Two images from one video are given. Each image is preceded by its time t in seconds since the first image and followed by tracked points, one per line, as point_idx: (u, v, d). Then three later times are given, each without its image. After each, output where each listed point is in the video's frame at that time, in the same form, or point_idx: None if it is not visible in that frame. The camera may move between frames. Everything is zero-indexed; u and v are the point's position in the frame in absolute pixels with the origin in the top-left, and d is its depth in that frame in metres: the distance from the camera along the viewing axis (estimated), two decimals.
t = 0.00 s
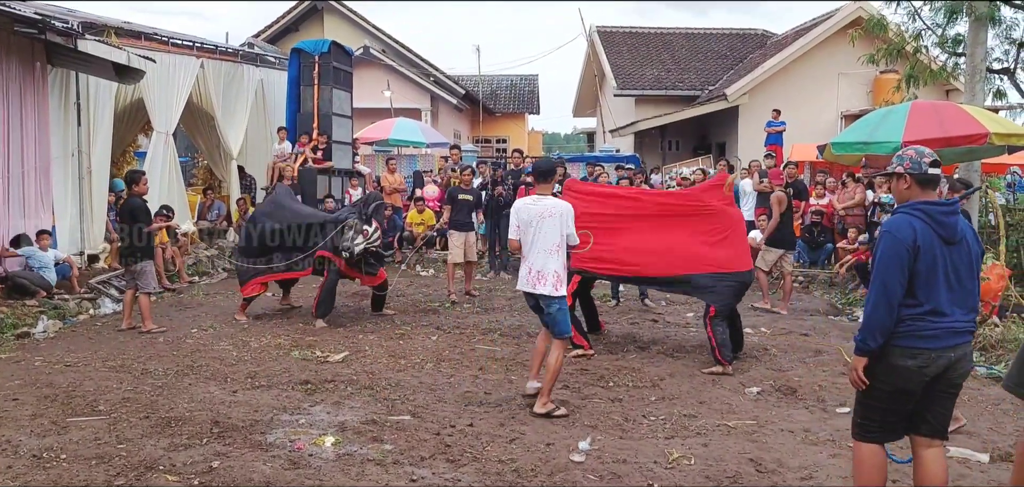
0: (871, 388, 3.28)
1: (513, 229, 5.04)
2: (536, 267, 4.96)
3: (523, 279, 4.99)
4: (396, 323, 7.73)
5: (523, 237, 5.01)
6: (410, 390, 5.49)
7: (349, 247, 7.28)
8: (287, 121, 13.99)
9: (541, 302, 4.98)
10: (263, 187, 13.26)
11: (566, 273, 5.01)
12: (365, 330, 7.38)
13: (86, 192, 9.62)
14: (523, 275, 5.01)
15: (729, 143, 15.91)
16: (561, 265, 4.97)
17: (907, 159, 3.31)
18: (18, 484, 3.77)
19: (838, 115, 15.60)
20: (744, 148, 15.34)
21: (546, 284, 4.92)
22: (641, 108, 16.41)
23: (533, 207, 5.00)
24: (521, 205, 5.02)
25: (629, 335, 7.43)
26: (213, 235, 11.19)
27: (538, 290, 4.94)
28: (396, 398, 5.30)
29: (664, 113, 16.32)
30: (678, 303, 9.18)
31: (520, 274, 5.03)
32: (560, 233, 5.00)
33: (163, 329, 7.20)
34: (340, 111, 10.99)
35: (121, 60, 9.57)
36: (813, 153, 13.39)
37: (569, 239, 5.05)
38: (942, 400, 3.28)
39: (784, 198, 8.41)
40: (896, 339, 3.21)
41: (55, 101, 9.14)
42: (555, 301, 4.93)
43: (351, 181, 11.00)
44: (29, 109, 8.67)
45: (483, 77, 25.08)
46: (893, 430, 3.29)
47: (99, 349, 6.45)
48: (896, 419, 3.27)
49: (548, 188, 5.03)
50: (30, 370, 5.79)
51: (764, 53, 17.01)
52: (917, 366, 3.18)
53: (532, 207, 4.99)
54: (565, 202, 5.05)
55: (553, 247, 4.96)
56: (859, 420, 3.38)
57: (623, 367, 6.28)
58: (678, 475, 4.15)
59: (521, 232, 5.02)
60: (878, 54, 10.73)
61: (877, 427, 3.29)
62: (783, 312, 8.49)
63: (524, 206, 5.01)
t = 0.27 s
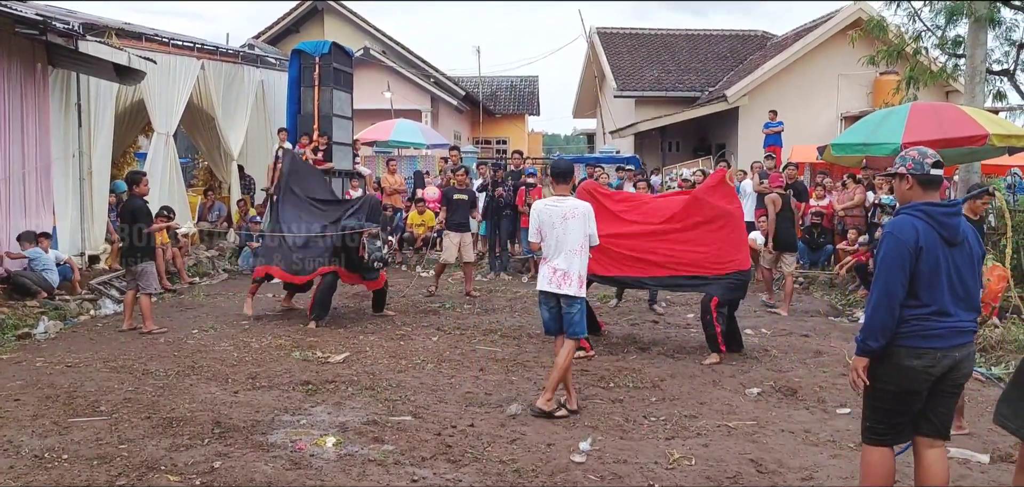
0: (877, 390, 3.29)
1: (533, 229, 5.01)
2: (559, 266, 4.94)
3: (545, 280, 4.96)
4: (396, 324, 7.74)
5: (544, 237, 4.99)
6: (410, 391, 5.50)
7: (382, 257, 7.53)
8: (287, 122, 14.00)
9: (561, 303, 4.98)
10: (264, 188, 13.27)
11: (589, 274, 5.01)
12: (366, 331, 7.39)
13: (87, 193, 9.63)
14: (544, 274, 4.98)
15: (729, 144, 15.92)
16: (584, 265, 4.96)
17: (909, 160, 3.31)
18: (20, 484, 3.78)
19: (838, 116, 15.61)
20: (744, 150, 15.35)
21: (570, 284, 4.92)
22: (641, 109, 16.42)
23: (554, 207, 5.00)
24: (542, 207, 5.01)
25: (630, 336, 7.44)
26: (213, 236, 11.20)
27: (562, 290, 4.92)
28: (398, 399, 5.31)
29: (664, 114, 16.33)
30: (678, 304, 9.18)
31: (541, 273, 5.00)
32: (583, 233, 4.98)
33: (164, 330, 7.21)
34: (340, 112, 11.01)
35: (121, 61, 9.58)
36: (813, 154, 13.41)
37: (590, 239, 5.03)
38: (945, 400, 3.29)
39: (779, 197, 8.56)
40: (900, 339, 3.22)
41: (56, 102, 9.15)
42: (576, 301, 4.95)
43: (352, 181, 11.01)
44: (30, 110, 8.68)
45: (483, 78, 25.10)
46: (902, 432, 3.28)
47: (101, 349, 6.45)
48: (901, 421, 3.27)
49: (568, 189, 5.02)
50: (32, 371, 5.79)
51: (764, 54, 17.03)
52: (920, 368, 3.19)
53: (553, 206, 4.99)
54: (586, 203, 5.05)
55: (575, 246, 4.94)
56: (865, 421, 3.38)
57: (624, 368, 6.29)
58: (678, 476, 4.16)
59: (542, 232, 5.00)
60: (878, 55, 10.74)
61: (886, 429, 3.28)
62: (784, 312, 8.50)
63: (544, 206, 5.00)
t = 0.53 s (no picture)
0: (879, 390, 3.30)
1: (548, 230, 4.99)
2: (578, 267, 4.99)
3: (566, 281, 4.98)
4: (397, 325, 7.75)
5: (561, 237, 5.00)
6: (411, 392, 5.50)
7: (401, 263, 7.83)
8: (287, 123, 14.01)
9: (582, 303, 5.02)
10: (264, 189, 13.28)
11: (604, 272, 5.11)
12: (366, 332, 7.40)
13: (87, 194, 9.64)
14: (563, 275, 5.00)
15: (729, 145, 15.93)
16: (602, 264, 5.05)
17: (910, 162, 3.32)
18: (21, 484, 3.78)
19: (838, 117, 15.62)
20: (744, 150, 15.36)
21: (592, 283, 4.99)
22: (641, 110, 16.43)
23: (569, 207, 5.02)
24: (557, 207, 5.01)
25: (630, 336, 7.45)
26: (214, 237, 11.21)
27: (585, 290, 4.98)
28: (398, 399, 5.32)
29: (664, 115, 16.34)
30: (679, 305, 9.19)
31: (559, 274, 5.01)
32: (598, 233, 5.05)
33: (165, 331, 7.21)
34: (341, 113, 11.02)
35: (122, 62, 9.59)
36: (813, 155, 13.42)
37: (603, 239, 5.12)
38: (946, 400, 3.30)
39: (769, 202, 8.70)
40: (903, 340, 3.22)
41: (57, 103, 9.16)
42: (599, 300, 5.02)
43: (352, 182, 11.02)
44: (31, 111, 8.69)
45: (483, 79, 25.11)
46: (904, 433, 3.29)
47: (101, 350, 6.46)
48: (902, 422, 3.28)
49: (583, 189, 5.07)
50: (33, 372, 5.80)
51: (765, 55, 17.04)
52: (922, 368, 3.20)
53: (569, 207, 5.01)
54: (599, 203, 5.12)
55: (593, 246, 5.00)
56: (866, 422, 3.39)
57: (624, 369, 6.30)
58: (679, 477, 4.16)
59: (558, 232, 5.00)
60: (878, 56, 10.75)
61: (887, 429, 3.29)
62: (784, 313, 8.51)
63: (559, 206, 5.01)
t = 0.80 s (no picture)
0: (880, 390, 3.29)
1: (573, 231, 4.94)
2: (603, 270, 4.97)
3: (590, 283, 4.95)
4: (398, 325, 7.75)
5: (586, 239, 4.96)
6: (412, 392, 5.50)
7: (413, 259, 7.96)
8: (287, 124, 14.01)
9: (607, 305, 5.00)
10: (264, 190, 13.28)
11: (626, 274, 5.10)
12: (367, 332, 7.40)
13: (87, 194, 9.64)
14: (588, 277, 4.96)
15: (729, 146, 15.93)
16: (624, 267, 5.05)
17: (910, 163, 3.32)
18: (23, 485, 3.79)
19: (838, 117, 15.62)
20: (743, 151, 15.37)
21: (616, 286, 4.98)
22: (641, 111, 16.44)
23: (594, 210, 5.00)
24: (581, 209, 4.98)
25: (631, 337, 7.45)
26: (214, 238, 11.21)
27: (610, 292, 4.96)
28: (399, 400, 5.32)
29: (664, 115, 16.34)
30: (679, 305, 9.18)
31: (583, 276, 4.97)
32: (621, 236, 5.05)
33: (165, 332, 7.21)
34: (340, 113, 11.02)
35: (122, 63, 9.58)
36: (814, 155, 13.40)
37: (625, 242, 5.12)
38: (947, 400, 3.30)
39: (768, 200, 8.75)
40: (903, 340, 3.23)
41: (57, 104, 9.15)
42: (622, 302, 5.01)
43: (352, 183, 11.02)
44: (31, 112, 8.68)
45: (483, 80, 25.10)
46: (904, 432, 3.29)
47: (102, 351, 6.46)
48: (902, 422, 3.28)
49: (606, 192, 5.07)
50: (34, 372, 5.80)
51: (765, 56, 17.05)
52: (923, 368, 3.20)
53: (595, 209, 5.00)
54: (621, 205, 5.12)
55: (617, 249, 5.01)
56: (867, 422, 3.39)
57: (625, 370, 6.30)
58: (680, 477, 4.16)
59: (583, 234, 4.96)
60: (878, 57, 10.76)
61: (888, 429, 3.29)
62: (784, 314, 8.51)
63: (585, 208, 4.99)
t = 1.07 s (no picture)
0: (880, 387, 3.30)
1: (614, 234, 4.93)
2: (642, 270, 5.03)
3: (630, 285, 4.99)
4: (398, 324, 7.76)
5: (626, 241, 5.00)
6: (413, 391, 5.51)
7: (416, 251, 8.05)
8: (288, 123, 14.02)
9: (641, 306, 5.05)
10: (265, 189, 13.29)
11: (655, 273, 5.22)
12: (368, 331, 7.40)
13: (88, 194, 9.64)
14: (629, 279, 5.00)
15: (729, 145, 15.94)
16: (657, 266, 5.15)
17: (908, 160, 3.33)
18: (25, 484, 3.79)
19: (838, 116, 15.62)
20: (744, 150, 15.36)
21: (653, 285, 5.07)
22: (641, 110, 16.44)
23: (629, 211, 5.04)
24: (618, 212, 4.99)
25: (631, 336, 7.45)
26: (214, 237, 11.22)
27: (650, 292, 5.04)
28: (400, 398, 5.33)
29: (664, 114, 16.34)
30: (679, 304, 9.19)
31: (624, 278, 5.00)
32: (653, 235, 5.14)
33: (166, 331, 7.22)
34: (340, 113, 11.01)
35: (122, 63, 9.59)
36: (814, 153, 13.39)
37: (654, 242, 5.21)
38: (948, 397, 3.29)
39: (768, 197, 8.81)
40: (903, 337, 3.23)
41: (57, 104, 9.15)
42: (656, 301, 5.10)
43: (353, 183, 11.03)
44: (32, 112, 8.69)
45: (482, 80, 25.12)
46: (904, 429, 3.30)
47: (103, 350, 6.47)
48: (903, 419, 3.28)
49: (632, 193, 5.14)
50: (35, 372, 5.80)
51: (764, 54, 17.05)
52: (923, 365, 3.21)
53: (630, 210, 5.04)
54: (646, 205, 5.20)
55: (651, 249, 5.10)
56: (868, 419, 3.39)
57: (626, 368, 6.30)
58: (681, 475, 4.16)
59: (622, 236, 4.98)
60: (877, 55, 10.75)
61: (888, 426, 3.30)
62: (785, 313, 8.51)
63: (622, 210, 5.01)
